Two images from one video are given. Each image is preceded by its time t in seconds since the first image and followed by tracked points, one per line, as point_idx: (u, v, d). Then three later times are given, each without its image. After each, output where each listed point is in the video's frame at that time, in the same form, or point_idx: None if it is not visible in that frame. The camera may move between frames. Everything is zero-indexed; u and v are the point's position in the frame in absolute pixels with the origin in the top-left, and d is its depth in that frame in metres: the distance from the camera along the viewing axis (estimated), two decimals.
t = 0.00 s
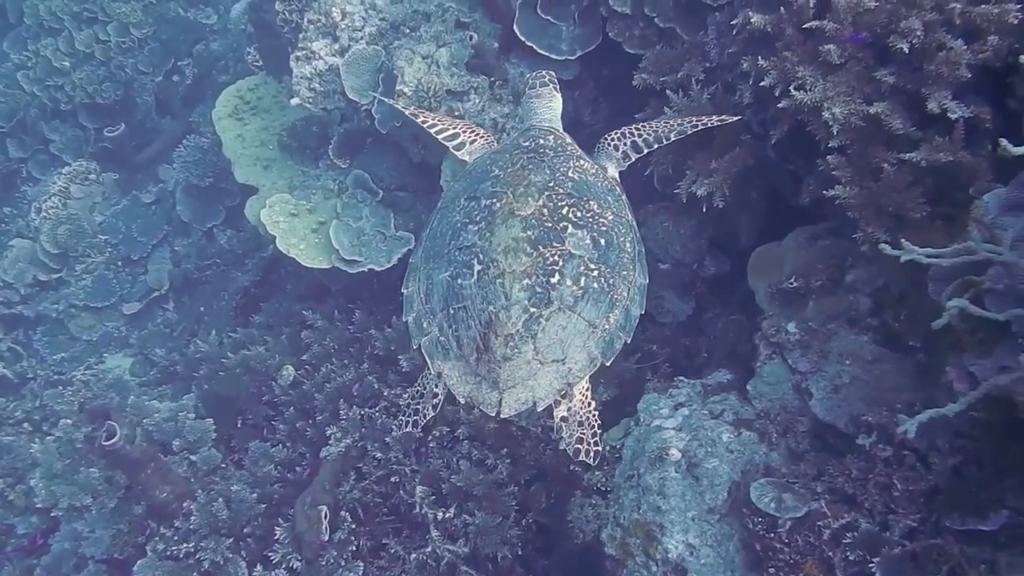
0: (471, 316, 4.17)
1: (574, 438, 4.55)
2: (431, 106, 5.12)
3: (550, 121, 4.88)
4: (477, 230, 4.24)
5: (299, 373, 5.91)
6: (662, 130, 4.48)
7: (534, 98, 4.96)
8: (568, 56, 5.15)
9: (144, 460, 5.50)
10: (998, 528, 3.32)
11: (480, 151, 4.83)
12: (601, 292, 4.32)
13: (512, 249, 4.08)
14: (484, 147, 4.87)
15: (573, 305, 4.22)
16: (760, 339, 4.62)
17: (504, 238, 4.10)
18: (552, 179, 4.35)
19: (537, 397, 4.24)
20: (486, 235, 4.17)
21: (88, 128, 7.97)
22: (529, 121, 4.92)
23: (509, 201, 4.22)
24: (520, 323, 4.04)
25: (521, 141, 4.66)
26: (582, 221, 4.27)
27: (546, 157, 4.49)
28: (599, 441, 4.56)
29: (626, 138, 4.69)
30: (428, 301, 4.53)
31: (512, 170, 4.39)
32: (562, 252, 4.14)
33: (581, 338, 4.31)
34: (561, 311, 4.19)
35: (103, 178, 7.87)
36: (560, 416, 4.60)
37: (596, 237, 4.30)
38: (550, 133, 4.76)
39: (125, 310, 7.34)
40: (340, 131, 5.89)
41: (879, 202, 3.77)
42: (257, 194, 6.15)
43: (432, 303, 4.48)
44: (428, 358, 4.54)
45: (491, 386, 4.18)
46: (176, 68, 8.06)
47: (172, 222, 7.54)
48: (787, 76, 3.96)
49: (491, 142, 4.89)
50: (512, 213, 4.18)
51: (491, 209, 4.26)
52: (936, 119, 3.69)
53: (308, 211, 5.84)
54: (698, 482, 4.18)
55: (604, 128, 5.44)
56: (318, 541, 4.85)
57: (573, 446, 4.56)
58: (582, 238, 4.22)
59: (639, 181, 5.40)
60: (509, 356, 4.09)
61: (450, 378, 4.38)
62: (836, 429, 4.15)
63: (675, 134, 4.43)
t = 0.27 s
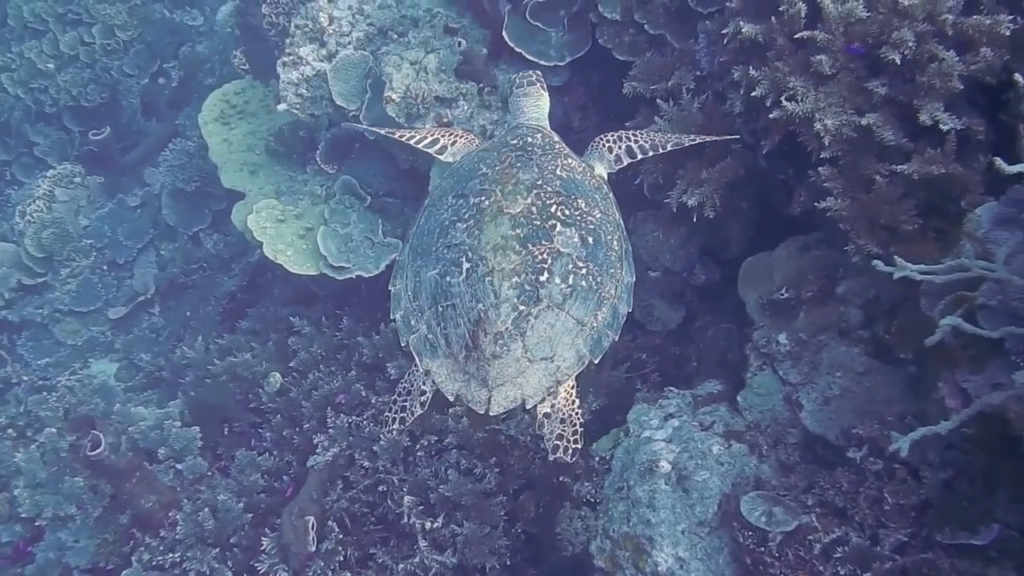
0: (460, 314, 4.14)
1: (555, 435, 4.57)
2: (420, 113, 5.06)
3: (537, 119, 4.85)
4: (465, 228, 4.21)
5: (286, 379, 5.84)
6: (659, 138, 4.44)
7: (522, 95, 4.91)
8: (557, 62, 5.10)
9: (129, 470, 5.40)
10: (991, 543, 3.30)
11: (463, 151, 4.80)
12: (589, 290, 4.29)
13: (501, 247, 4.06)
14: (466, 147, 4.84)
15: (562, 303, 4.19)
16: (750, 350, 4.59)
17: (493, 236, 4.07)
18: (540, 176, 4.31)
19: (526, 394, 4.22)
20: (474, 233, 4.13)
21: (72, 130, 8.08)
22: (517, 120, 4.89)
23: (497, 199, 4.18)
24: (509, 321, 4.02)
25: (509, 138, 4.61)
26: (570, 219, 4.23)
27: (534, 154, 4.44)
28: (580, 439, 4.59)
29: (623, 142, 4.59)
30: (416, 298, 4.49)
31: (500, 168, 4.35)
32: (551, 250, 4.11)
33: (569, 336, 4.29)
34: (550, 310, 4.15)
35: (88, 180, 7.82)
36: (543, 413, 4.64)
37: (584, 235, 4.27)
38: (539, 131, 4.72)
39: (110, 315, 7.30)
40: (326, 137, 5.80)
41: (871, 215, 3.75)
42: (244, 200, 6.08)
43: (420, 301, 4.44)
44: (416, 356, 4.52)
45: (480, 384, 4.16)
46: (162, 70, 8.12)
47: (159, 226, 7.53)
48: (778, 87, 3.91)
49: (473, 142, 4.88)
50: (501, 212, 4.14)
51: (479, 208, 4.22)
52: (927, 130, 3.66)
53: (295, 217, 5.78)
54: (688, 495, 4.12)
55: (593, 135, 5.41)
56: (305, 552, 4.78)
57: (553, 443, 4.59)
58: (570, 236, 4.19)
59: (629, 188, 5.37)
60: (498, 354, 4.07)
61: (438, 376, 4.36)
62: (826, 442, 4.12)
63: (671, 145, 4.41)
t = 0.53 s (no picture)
0: (453, 310, 4.14)
1: (548, 427, 4.57)
2: (411, 118, 4.98)
3: (528, 115, 4.81)
4: (457, 223, 4.19)
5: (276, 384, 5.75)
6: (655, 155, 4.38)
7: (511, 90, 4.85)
8: (550, 68, 5.08)
9: (116, 477, 5.30)
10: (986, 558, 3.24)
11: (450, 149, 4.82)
12: (581, 286, 4.31)
13: (493, 243, 4.06)
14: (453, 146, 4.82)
15: (554, 298, 4.21)
16: (744, 361, 4.55)
17: (485, 232, 4.07)
18: (531, 172, 4.30)
19: (519, 390, 4.23)
20: (466, 229, 4.13)
21: (60, 129, 8.02)
22: (507, 115, 4.84)
23: (489, 194, 4.17)
24: (502, 317, 4.02)
25: (500, 134, 4.59)
26: (562, 215, 4.23)
27: (525, 150, 4.43)
28: (574, 431, 4.57)
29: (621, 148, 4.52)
30: (408, 294, 4.46)
31: (491, 163, 4.33)
32: (543, 246, 4.12)
33: (562, 331, 4.30)
34: (542, 305, 4.17)
35: (76, 180, 7.75)
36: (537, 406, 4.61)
37: (575, 230, 4.28)
38: (528, 126, 4.70)
39: (98, 316, 7.21)
40: (316, 140, 5.71)
41: (869, 228, 3.71)
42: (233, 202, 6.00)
43: (412, 297, 4.42)
44: (409, 352, 4.51)
45: (474, 380, 4.16)
46: (151, 69, 8.07)
47: (147, 227, 7.45)
48: (774, 97, 3.87)
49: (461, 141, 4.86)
50: (493, 207, 4.14)
51: (470, 203, 4.21)
52: (924, 142, 3.63)
53: (286, 221, 5.70)
54: (681, 508, 4.05)
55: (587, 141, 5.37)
56: (294, 561, 4.73)
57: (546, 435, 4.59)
58: (562, 231, 4.19)
59: (622, 195, 5.34)
60: (492, 350, 4.08)
61: (431, 372, 4.35)
62: (821, 454, 4.08)
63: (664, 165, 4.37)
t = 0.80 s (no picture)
0: (452, 300, 4.11)
1: (553, 416, 4.54)
2: (410, 118, 4.92)
3: (524, 103, 4.74)
4: (454, 213, 4.16)
5: (274, 386, 5.72)
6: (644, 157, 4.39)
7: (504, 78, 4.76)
8: (550, 68, 5.02)
9: (113, 480, 5.15)
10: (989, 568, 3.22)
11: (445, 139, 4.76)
12: (580, 273, 4.27)
13: (491, 232, 4.01)
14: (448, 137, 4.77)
15: (553, 287, 4.17)
16: (746, 367, 4.49)
17: (483, 222, 4.02)
18: (528, 160, 4.24)
19: (520, 378, 4.21)
20: (464, 218, 4.08)
21: (58, 127, 7.97)
22: (502, 103, 4.76)
23: (486, 183, 4.12)
24: (501, 306, 3.99)
25: (496, 122, 4.52)
26: (559, 203, 4.19)
27: (521, 138, 4.37)
28: (580, 419, 4.50)
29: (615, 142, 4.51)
30: (407, 285, 4.45)
31: (487, 152, 4.27)
32: (541, 234, 4.08)
33: (562, 319, 4.28)
34: (542, 293, 4.14)
35: (74, 179, 7.71)
36: (541, 395, 4.58)
37: (573, 218, 4.23)
38: (524, 114, 4.63)
39: (96, 316, 7.17)
40: (314, 140, 5.65)
41: (874, 234, 3.66)
42: (231, 202, 5.94)
43: (412, 288, 4.40)
44: (409, 342, 4.50)
45: (474, 369, 4.15)
46: (149, 66, 8.02)
47: (146, 226, 7.41)
48: (778, 101, 3.83)
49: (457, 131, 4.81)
50: (490, 196, 4.09)
51: (467, 192, 4.16)
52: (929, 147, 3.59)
53: (284, 221, 5.65)
54: (683, 516, 4.00)
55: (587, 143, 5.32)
56: (292, 567, 4.60)
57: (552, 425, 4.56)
58: (559, 219, 4.14)
59: (624, 197, 5.28)
60: (492, 339, 4.05)
61: (432, 362, 4.34)
62: (823, 461, 4.02)
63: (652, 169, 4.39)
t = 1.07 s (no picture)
0: (459, 294, 4.10)
1: (560, 412, 4.62)
2: (415, 125, 4.92)
3: (525, 96, 4.67)
4: (458, 208, 4.12)
5: (276, 394, 5.69)
6: (633, 147, 4.42)
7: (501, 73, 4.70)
8: (554, 74, 5.01)
9: (115, 488, 5.07)
10: None
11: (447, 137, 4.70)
12: (585, 265, 4.25)
13: (496, 226, 3.99)
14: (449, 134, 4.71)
15: (559, 279, 4.16)
16: (754, 377, 4.43)
17: (487, 216, 3.99)
18: (531, 153, 4.20)
19: (528, 371, 4.22)
20: (468, 213, 4.05)
21: (58, 131, 7.92)
22: (502, 98, 4.69)
23: (489, 177, 4.08)
24: (508, 299, 3.98)
25: (497, 117, 4.47)
26: (563, 195, 4.15)
27: (523, 131, 4.32)
28: (585, 415, 4.60)
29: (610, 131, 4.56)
30: (413, 281, 4.43)
31: (489, 146, 4.23)
32: (546, 227, 4.05)
33: (568, 311, 4.27)
34: (548, 286, 4.13)
35: (75, 183, 7.68)
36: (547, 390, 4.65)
37: (577, 210, 4.20)
38: (525, 108, 4.57)
39: (97, 321, 7.12)
40: (318, 145, 5.65)
41: (884, 246, 3.60)
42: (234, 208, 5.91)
43: (417, 283, 4.38)
44: (416, 337, 4.49)
45: (482, 363, 4.15)
46: (149, 70, 7.96)
47: (147, 230, 7.36)
48: (785, 109, 3.78)
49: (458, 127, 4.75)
50: (493, 190, 4.05)
51: (471, 187, 4.12)
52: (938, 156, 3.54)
53: (286, 227, 5.60)
54: (690, 529, 3.95)
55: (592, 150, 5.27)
56: None
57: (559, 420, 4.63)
58: (564, 212, 4.11)
59: (629, 204, 5.22)
60: (499, 333, 4.04)
61: (440, 357, 4.34)
62: (832, 473, 3.95)
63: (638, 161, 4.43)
